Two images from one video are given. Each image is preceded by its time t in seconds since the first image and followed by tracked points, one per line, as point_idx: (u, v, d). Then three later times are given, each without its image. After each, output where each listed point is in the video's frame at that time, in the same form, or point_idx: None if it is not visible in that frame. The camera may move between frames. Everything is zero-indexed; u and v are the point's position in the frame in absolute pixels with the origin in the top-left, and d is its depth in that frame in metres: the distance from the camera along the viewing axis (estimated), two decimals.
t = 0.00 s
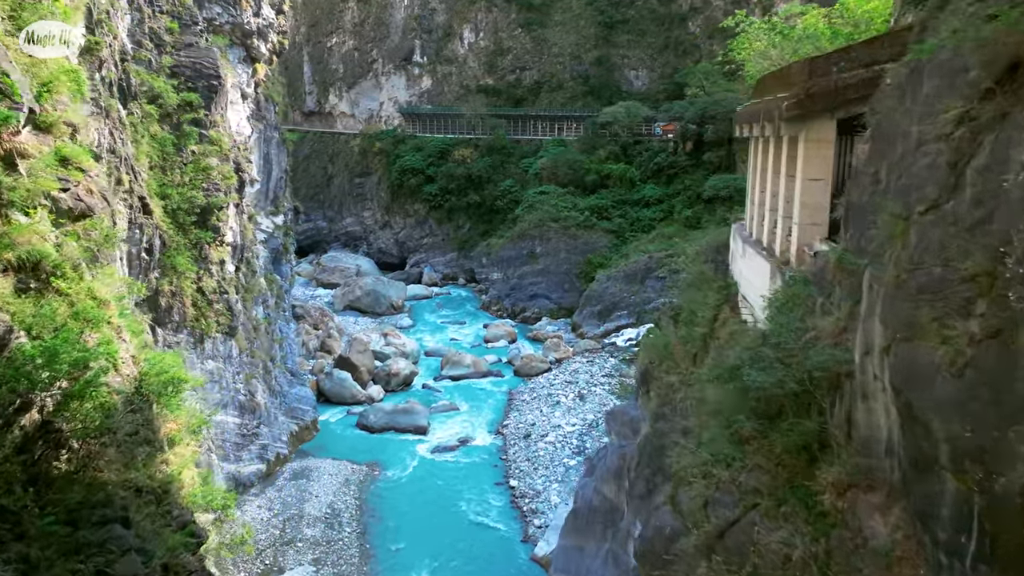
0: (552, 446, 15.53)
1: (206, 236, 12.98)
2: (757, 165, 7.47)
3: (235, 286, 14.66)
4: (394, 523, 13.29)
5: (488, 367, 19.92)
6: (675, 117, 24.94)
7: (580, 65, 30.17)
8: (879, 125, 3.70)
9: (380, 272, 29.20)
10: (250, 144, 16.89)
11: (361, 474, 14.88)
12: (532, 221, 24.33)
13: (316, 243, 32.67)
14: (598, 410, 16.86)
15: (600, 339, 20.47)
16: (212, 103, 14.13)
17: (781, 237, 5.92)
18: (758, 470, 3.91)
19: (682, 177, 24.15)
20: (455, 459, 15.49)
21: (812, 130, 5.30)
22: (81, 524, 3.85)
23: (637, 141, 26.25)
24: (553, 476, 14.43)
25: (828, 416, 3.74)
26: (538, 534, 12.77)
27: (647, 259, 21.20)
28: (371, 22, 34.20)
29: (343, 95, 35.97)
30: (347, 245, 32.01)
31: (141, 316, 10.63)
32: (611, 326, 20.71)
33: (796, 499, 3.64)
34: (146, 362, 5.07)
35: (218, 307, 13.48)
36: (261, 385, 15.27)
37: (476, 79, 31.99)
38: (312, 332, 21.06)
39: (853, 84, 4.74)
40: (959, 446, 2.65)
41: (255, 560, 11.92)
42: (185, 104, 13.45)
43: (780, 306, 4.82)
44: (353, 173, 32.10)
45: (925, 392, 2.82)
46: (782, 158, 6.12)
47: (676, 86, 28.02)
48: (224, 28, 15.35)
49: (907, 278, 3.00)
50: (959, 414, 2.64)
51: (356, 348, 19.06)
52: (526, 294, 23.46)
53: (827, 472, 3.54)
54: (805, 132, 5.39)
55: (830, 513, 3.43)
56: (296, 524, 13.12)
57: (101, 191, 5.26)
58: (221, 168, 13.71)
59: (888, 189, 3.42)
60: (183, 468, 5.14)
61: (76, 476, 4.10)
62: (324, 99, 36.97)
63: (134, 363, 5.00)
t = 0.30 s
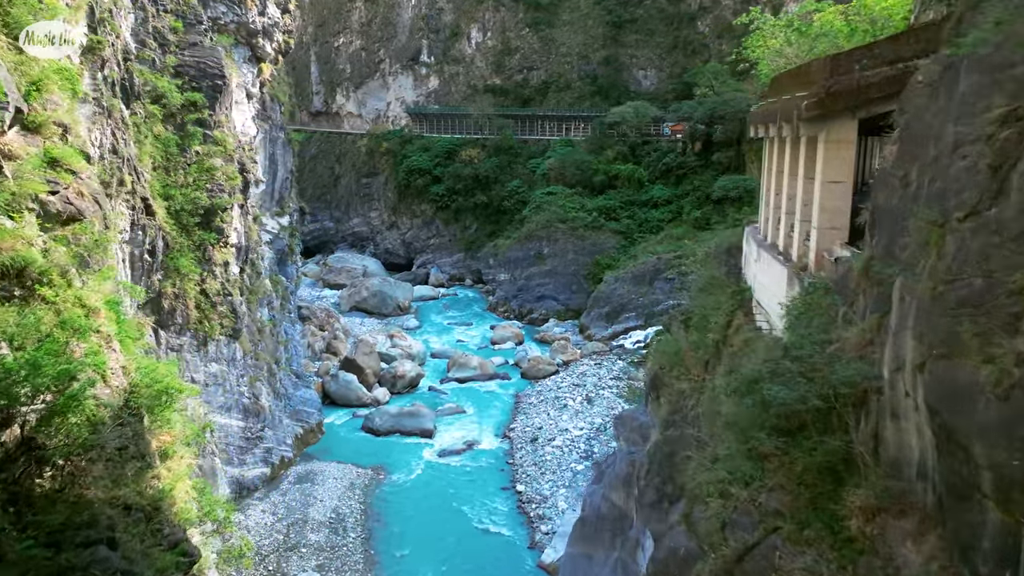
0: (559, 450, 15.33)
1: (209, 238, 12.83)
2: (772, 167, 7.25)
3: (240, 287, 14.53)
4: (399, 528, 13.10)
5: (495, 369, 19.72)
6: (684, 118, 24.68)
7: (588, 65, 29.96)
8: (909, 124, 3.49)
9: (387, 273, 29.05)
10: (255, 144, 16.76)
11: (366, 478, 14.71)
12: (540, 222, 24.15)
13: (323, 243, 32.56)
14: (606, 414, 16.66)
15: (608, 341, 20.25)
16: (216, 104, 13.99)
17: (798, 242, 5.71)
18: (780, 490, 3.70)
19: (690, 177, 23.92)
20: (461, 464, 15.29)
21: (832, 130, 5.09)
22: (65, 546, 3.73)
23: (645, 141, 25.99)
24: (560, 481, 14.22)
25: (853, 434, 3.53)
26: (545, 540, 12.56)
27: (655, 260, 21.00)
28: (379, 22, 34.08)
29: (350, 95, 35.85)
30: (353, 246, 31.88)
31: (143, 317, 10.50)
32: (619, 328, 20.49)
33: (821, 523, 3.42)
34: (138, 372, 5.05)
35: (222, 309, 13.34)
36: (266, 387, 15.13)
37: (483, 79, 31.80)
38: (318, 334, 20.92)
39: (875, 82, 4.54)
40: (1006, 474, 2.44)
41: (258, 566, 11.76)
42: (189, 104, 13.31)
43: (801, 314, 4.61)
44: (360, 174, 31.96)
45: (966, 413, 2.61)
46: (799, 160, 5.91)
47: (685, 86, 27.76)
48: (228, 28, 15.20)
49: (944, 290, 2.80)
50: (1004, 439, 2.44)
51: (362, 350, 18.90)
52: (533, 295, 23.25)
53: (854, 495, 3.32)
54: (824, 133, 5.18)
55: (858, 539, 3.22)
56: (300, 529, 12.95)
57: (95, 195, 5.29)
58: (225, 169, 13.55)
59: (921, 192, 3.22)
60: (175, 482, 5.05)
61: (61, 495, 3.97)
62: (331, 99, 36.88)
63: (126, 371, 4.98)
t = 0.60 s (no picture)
0: (567, 454, 15.11)
1: (214, 239, 12.66)
2: (788, 168, 7.02)
3: (244, 289, 14.38)
4: (404, 534, 12.92)
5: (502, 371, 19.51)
6: (693, 118, 24.39)
7: (597, 65, 29.71)
8: (944, 126, 3.28)
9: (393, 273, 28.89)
10: (261, 144, 16.60)
11: (371, 482, 14.53)
12: (547, 223, 23.94)
13: (330, 244, 32.44)
14: (614, 418, 16.44)
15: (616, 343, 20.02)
16: (221, 104, 13.84)
17: (817, 246, 5.49)
18: (803, 514, 3.49)
19: (700, 178, 23.67)
20: (467, 468, 15.09)
21: (854, 131, 4.88)
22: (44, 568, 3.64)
23: (653, 141, 25.72)
24: (568, 486, 14.01)
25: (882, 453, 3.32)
26: (552, 547, 12.35)
27: (664, 261, 20.78)
28: (386, 22, 33.95)
29: (357, 95, 35.73)
30: (360, 246, 31.74)
31: (145, 321, 10.36)
32: (627, 330, 20.27)
33: (848, 549, 3.21)
34: (131, 384, 4.97)
35: (226, 311, 13.18)
36: (270, 390, 14.97)
37: (491, 79, 31.61)
38: (324, 335, 20.76)
39: (901, 80, 4.31)
40: None
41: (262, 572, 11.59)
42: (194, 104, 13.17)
43: (824, 324, 4.39)
44: (367, 174, 31.80)
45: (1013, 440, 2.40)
46: (818, 161, 5.68)
47: (694, 85, 27.48)
48: (234, 27, 15.05)
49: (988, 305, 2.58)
50: None
51: (368, 352, 18.72)
52: (541, 297, 23.02)
53: (885, 521, 3.11)
54: (845, 133, 4.96)
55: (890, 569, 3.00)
56: (304, 534, 12.77)
57: (85, 199, 5.27)
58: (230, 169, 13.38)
59: (959, 198, 3.01)
60: (168, 498, 4.94)
61: (42, 516, 3.90)
62: (339, 99, 36.77)
63: (116, 384, 4.89)
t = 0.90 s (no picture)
0: (574, 459, 14.90)
1: (217, 241, 12.50)
2: (805, 170, 6.80)
3: (248, 291, 14.22)
4: (409, 539, 12.73)
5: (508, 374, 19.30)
6: (702, 118, 24.11)
7: (605, 65, 29.45)
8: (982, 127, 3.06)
9: (400, 274, 28.74)
10: (266, 145, 16.47)
11: (376, 486, 14.35)
12: (555, 224, 23.75)
13: (337, 244, 32.32)
14: (622, 422, 16.21)
15: (624, 346, 19.80)
16: (226, 104, 13.68)
17: (837, 252, 5.27)
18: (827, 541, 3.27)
19: (709, 178, 23.43)
20: (474, 472, 14.89)
21: (877, 132, 4.66)
22: None
23: (662, 142, 25.45)
24: (575, 492, 13.80)
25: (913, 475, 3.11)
26: (559, 554, 12.14)
27: (673, 263, 20.55)
28: (393, 22, 33.83)
29: (365, 95, 35.58)
30: (367, 247, 31.59)
31: (148, 324, 10.21)
32: (635, 332, 20.03)
33: None
34: (121, 395, 4.87)
35: (229, 314, 13.01)
36: (275, 393, 14.81)
37: (498, 79, 31.41)
38: (330, 337, 20.61)
39: (928, 78, 4.11)
40: None
41: None
42: (198, 104, 13.02)
43: (848, 335, 4.18)
44: (374, 174, 31.65)
45: None
46: (837, 163, 5.47)
47: (703, 86, 27.20)
48: (238, 26, 14.90)
49: None
50: None
51: (374, 353, 18.53)
52: (548, 298, 22.81)
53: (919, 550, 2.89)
54: (868, 134, 4.75)
55: None
56: (308, 539, 12.58)
57: (74, 202, 5.29)
58: (234, 170, 13.21)
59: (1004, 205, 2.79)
60: (159, 515, 4.81)
61: (20, 539, 3.83)
62: (346, 99, 36.64)
63: (106, 396, 4.81)
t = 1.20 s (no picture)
0: (582, 464, 14.68)
1: (220, 243, 12.32)
2: (823, 171, 6.56)
3: (253, 292, 14.08)
4: (414, 546, 12.54)
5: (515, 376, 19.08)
6: (711, 118, 23.82)
7: (613, 64, 29.18)
8: None
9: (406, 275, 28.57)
10: (271, 145, 16.32)
11: (381, 491, 14.16)
12: (562, 224, 23.54)
13: (344, 244, 32.17)
14: (630, 426, 15.99)
15: (632, 348, 19.58)
16: (230, 103, 13.51)
17: (858, 258, 5.06)
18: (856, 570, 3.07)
19: (718, 179, 23.18)
20: (480, 476, 14.68)
21: (902, 132, 4.44)
22: None
23: (671, 142, 25.19)
24: (583, 498, 13.57)
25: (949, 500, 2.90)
26: (567, 561, 11.91)
27: (681, 265, 20.33)
28: (401, 22, 33.74)
29: (372, 95, 35.45)
30: (374, 247, 31.42)
31: (149, 327, 10.05)
32: (643, 334, 19.85)
33: None
34: (109, 410, 4.79)
35: (233, 316, 12.84)
36: (279, 396, 14.64)
37: (506, 79, 31.22)
38: (336, 338, 20.45)
39: (956, 76, 3.92)
40: None
41: None
42: (202, 104, 12.87)
43: (875, 347, 3.97)
44: (381, 175, 31.48)
45: None
46: (858, 164, 5.24)
47: (712, 86, 26.94)
48: (243, 25, 14.77)
49: None
50: None
51: (380, 356, 18.36)
52: (555, 299, 22.58)
53: None
54: (892, 134, 4.53)
55: None
56: (312, 545, 12.39)
57: (62, 206, 5.17)
58: (238, 171, 13.03)
59: None
60: (146, 536, 4.74)
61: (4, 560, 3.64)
62: (353, 99, 36.50)
63: (95, 409, 4.71)
